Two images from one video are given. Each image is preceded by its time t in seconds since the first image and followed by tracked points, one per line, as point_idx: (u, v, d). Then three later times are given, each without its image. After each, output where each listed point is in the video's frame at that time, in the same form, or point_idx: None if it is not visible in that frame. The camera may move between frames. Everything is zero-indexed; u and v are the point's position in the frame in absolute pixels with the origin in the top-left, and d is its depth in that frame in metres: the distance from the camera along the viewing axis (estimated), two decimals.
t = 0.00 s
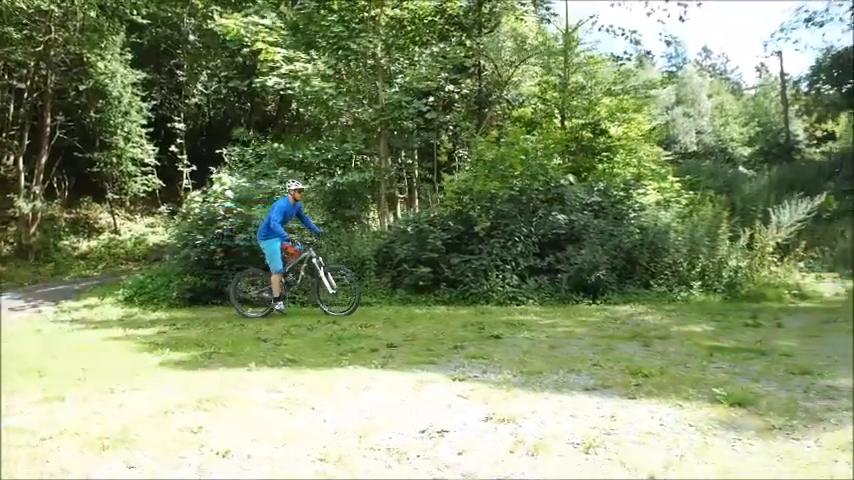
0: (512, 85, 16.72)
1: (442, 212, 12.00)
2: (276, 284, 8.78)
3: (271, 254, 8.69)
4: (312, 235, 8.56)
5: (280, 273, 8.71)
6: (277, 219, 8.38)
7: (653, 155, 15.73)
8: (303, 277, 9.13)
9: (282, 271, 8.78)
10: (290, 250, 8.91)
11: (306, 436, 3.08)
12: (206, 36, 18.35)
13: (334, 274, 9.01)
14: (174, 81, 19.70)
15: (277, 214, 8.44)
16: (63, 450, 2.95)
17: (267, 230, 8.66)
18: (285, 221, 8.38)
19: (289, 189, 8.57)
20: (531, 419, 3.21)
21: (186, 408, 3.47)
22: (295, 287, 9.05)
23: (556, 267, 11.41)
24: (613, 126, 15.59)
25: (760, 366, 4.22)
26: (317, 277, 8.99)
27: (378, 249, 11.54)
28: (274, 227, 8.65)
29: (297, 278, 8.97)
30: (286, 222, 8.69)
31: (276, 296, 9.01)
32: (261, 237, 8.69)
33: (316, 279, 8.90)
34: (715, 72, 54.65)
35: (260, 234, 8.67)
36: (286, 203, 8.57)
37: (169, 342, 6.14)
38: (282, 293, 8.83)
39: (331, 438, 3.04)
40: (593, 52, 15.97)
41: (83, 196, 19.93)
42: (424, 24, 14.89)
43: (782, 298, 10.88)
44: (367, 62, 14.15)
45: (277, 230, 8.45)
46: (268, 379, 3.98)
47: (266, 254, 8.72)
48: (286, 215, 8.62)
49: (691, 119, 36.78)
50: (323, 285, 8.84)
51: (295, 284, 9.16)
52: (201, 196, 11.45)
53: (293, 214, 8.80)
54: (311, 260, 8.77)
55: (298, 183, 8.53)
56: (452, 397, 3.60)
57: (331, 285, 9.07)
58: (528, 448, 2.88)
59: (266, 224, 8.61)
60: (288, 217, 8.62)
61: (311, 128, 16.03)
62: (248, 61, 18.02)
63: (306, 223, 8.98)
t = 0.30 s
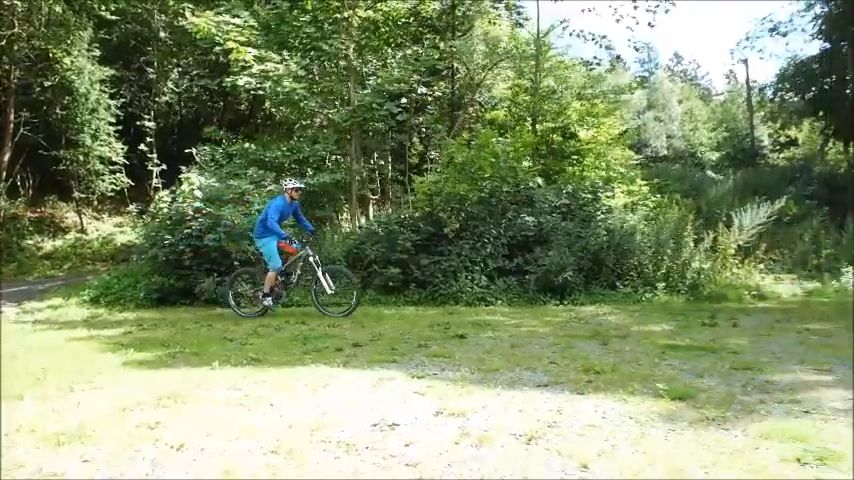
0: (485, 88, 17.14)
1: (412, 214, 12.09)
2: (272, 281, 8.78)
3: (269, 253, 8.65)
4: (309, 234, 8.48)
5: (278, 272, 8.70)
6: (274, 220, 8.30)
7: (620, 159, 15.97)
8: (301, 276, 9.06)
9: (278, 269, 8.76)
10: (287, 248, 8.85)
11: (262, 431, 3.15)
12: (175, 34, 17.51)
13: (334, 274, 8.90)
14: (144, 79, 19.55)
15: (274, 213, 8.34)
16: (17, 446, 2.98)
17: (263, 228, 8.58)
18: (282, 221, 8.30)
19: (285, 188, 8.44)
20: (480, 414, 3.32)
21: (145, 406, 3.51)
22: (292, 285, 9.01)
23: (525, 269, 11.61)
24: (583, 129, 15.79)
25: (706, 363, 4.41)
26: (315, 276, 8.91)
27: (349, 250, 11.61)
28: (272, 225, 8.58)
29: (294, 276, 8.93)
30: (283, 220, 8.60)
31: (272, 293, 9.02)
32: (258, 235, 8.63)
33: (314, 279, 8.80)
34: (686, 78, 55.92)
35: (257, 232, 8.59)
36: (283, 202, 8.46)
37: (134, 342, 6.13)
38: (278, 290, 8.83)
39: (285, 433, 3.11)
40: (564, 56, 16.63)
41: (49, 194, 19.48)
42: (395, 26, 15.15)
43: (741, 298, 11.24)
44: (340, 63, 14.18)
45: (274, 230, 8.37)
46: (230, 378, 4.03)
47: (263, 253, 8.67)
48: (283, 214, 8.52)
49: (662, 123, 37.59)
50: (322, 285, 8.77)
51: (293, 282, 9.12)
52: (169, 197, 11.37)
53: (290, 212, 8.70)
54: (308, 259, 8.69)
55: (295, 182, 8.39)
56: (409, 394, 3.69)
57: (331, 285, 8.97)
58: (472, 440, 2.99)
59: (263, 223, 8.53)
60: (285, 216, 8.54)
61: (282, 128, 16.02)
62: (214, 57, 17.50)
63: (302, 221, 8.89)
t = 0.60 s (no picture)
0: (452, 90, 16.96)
1: (378, 215, 12.14)
2: (269, 278, 8.92)
3: (267, 251, 8.82)
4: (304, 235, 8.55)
5: (274, 269, 8.86)
6: (270, 219, 8.42)
7: (585, 162, 16.62)
8: (297, 277, 9.05)
9: (275, 267, 8.90)
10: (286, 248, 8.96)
11: (212, 426, 3.20)
12: (142, 31, 16.85)
13: (332, 276, 8.88)
14: (108, 75, 19.19)
15: (271, 213, 8.46)
16: None
17: (262, 227, 8.73)
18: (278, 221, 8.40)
19: (284, 188, 8.50)
20: (426, 408, 3.46)
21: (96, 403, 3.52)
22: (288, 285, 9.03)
23: (489, 269, 11.80)
24: (549, 133, 16.23)
25: (649, 359, 4.62)
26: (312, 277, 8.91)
27: (315, 251, 11.62)
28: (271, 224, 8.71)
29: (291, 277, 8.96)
30: (281, 220, 8.70)
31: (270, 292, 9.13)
32: (257, 233, 8.80)
33: (310, 279, 8.86)
34: (653, 83, 57.18)
35: (256, 230, 8.76)
36: (281, 202, 8.54)
37: (92, 343, 6.12)
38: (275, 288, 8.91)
39: (235, 428, 3.17)
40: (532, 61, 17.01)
41: (7, 192, 19.01)
42: (365, 27, 15.37)
43: (698, 299, 11.63)
44: (309, 63, 14.20)
45: (270, 229, 8.50)
46: (186, 378, 4.05)
47: (262, 250, 8.85)
48: (281, 214, 8.61)
49: (629, 127, 38.39)
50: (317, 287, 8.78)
51: (291, 281, 9.22)
52: (132, 197, 11.26)
53: (288, 212, 8.77)
54: (305, 259, 8.76)
55: (293, 183, 8.41)
56: (361, 391, 3.80)
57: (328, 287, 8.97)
58: (413, 432, 3.14)
59: (262, 221, 8.69)
60: (282, 216, 8.63)
61: (249, 128, 15.96)
62: (177, 52, 16.88)
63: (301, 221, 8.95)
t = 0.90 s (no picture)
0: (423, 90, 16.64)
1: (348, 216, 12.12)
2: (267, 275, 8.73)
3: (266, 250, 8.64)
4: (303, 233, 8.48)
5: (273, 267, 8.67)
6: (269, 216, 8.38)
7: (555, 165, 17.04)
8: (295, 280, 8.97)
9: (274, 265, 8.73)
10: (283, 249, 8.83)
11: (165, 425, 3.24)
12: (110, 25, 16.98)
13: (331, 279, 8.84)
14: (73, 71, 18.66)
15: (270, 211, 8.44)
16: None
17: (261, 227, 8.66)
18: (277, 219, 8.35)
19: (282, 188, 8.53)
20: (378, 405, 3.55)
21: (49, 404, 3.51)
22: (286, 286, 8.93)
23: (457, 270, 11.95)
24: (520, 135, 16.49)
25: (602, 357, 4.79)
26: (310, 280, 8.84)
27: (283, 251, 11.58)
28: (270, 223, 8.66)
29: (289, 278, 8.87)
30: (280, 220, 8.67)
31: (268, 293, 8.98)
32: (256, 233, 8.71)
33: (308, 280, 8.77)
34: (625, 86, 58.30)
35: (254, 230, 8.69)
36: (279, 202, 8.54)
37: (52, 344, 6.06)
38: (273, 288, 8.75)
39: (189, 427, 3.21)
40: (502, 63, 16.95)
41: None
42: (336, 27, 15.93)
43: (661, 299, 11.96)
44: (279, 63, 14.15)
45: (269, 226, 8.43)
46: (143, 378, 4.06)
47: (260, 250, 8.71)
48: (280, 215, 8.59)
49: (601, 129, 39.10)
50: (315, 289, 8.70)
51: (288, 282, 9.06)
52: (96, 196, 11.10)
53: (287, 214, 8.76)
54: (302, 260, 8.64)
55: (291, 182, 8.46)
56: (319, 389, 3.86)
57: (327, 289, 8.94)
58: (363, 428, 3.22)
59: (261, 220, 8.63)
60: (281, 216, 8.59)
61: (218, 126, 15.85)
62: (148, 47, 16.74)
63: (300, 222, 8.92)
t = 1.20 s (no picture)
0: (394, 92, 16.70)
1: (318, 217, 12.27)
2: (270, 275, 8.62)
3: (267, 248, 8.47)
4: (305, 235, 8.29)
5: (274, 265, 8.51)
6: (271, 217, 8.19)
7: (522, 167, 17.42)
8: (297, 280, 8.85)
9: (277, 264, 8.60)
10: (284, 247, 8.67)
11: (114, 421, 3.26)
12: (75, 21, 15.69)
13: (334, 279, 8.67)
14: (36, 66, 16.83)
15: (272, 212, 8.24)
16: None
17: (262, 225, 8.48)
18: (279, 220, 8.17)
19: (285, 189, 8.29)
20: (329, 403, 3.64)
21: None
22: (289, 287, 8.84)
23: (425, 271, 12.06)
24: (488, 138, 16.94)
25: (555, 356, 4.95)
26: (311, 280, 8.67)
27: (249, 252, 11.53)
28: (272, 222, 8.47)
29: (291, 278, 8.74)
30: (282, 220, 8.48)
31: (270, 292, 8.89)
32: (257, 230, 8.54)
33: (308, 281, 8.63)
34: (597, 90, 59.29)
35: (255, 227, 8.51)
36: (282, 204, 8.33)
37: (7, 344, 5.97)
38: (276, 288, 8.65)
39: (140, 423, 3.24)
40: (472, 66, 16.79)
41: None
42: (306, 27, 15.83)
43: (625, 299, 12.27)
44: (248, 62, 14.21)
45: (270, 226, 8.25)
46: (98, 377, 4.05)
47: (260, 248, 8.55)
48: (281, 216, 8.41)
49: (573, 131, 39.76)
50: (316, 290, 8.55)
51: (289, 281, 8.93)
52: (58, 195, 10.89)
53: (290, 214, 8.57)
54: (303, 262, 8.48)
55: (294, 184, 8.19)
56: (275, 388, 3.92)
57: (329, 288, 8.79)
58: (310, 423, 3.32)
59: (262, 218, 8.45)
60: (283, 217, 8.41)
61: (186, 125, 15.66)
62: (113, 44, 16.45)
63: (302, 223, 8.73)
